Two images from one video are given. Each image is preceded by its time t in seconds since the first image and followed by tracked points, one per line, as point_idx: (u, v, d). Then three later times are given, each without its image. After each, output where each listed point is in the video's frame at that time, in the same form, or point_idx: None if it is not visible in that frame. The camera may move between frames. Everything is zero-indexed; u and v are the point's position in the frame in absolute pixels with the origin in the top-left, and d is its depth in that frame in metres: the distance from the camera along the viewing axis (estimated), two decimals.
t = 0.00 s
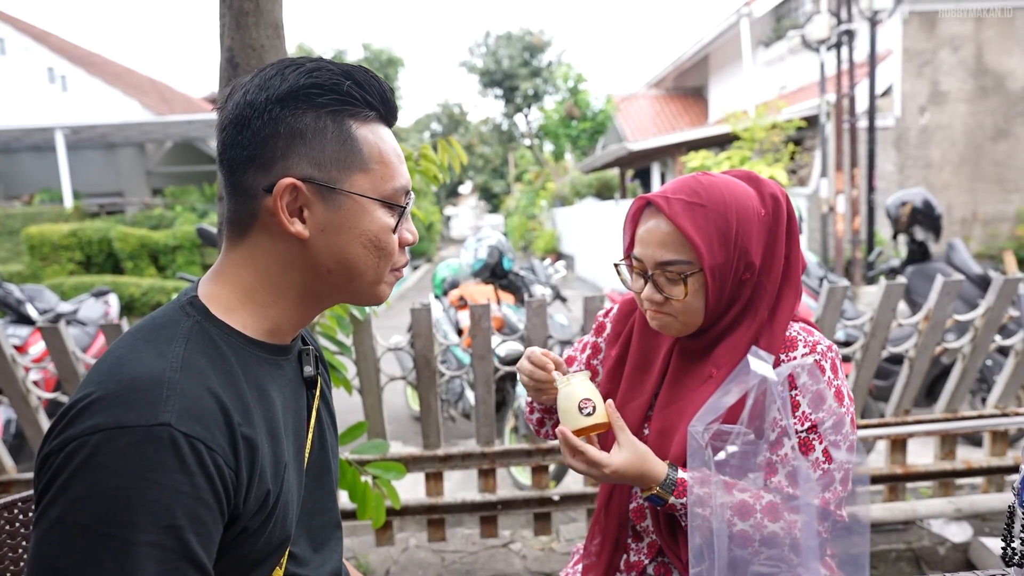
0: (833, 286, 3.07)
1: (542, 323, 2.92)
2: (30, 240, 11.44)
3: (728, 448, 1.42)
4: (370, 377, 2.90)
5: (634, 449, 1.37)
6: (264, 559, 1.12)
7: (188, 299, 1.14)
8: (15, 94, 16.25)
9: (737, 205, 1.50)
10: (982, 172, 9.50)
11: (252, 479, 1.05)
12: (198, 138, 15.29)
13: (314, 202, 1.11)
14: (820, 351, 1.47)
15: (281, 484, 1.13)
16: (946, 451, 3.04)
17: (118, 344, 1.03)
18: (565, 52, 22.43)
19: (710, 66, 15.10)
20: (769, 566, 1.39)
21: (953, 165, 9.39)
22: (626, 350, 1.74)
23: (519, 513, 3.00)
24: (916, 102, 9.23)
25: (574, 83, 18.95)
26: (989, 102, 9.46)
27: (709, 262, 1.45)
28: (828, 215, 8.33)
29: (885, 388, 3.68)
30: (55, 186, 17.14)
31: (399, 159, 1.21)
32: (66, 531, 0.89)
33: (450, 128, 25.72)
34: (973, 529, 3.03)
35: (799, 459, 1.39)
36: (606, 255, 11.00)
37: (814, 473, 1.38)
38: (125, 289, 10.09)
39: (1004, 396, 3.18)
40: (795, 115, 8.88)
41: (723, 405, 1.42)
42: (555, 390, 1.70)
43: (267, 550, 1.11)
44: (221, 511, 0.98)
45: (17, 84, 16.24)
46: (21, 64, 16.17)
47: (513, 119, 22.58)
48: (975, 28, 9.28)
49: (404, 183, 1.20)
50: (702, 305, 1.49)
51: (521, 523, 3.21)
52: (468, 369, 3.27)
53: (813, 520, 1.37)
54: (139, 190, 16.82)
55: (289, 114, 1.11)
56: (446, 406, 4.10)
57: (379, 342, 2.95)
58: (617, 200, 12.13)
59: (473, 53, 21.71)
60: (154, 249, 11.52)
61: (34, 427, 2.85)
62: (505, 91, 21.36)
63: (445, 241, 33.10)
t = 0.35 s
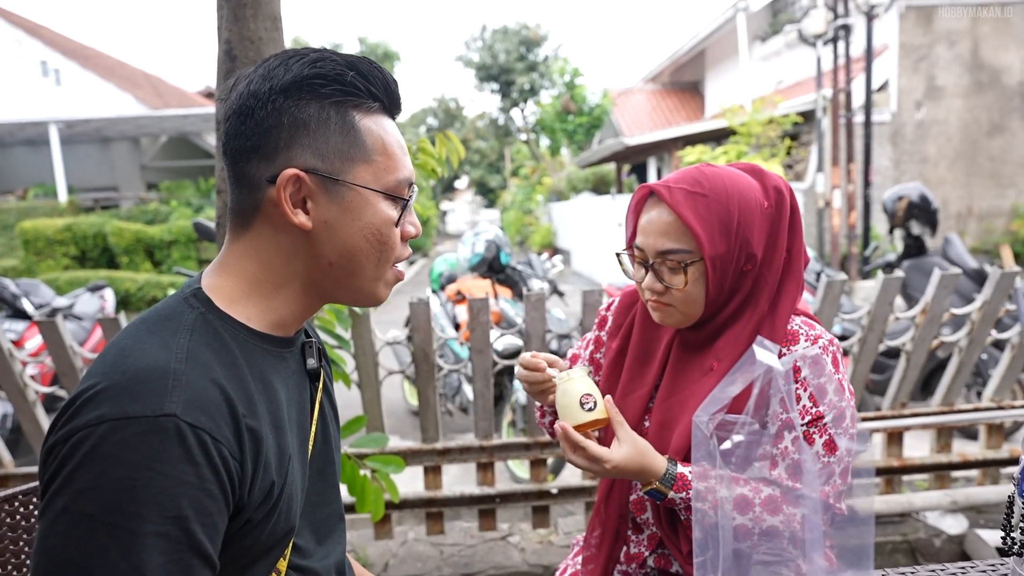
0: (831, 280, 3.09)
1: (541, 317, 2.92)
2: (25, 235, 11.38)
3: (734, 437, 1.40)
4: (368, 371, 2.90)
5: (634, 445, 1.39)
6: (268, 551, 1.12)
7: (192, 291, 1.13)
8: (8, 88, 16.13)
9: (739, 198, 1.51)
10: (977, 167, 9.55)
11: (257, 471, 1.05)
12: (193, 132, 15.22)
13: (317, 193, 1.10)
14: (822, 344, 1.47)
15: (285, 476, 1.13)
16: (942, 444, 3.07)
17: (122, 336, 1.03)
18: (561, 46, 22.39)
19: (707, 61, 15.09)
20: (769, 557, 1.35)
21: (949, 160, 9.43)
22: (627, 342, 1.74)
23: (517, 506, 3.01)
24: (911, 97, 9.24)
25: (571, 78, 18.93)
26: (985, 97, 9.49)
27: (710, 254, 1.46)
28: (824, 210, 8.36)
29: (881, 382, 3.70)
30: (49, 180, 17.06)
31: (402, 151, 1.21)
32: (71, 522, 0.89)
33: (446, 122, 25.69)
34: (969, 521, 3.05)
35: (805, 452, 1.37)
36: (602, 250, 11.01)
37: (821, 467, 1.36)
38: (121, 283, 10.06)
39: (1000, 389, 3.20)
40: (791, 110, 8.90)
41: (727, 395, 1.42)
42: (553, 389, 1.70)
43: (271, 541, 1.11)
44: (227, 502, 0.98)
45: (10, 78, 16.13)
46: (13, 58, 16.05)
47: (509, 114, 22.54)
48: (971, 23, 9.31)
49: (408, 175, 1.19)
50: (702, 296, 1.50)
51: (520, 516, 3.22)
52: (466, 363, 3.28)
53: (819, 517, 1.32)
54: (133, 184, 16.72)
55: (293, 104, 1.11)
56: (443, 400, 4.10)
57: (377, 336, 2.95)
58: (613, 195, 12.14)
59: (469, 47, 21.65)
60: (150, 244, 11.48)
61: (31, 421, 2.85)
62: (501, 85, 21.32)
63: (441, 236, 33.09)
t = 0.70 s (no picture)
0: (828, 269, 3.10)
1: (540, 307, 2.93)
2: (19, 227, 11.31)
3: (736, 420, 1.34)
4: (367, 361, 2.90)
5: (627, 434, 1.42)
6: (271, 537, 1.12)
7: (191, 279, 1.13)
8: None
9: (742, 181, 1.51)
10: (973, 156, 9.57)
11: (259, 457, 1.05)
12: (188, 124, 15.14)
13: (308, 174, 1.10)
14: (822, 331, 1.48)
15: (287, 462, 1.13)
16: (938, 431, 3.09)
17: (123, 323, 1.03)
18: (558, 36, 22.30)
19: (704, 50, 15.06)
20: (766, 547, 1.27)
21: (945, 149, 9.44)
22: (628, 328, 1.75)
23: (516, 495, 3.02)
24: (908, 86, 9.23)
25: (567, 68, 18.86)
26: (981, 86, 9.50)
27: (713, 237, 1.46)
28: (820, 200, 8.37)
29: (877, 370, 3.72)
30: (43, 172, 16.93)
31: (397, 132, 1.19)
32: (74, 508, 0.89)
33: (442, 113, 25.58)
34: (964, 507, 3.08)
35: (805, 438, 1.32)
36: (599, 241, 11.00)
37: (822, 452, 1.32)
38: (116, 276, 10.03)
39: (995, 376, 3.22)
40: (788, 99, 8.89)
41: (729, 379, 1.41)
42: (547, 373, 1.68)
43: (274, 528, 1.12)
44: (230, 488, 0.98)
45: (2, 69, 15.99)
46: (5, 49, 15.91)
47: (505, 105, 22.47)
48: (968, 12, 9.30)
49: (403, 153, 1.18)
50: (703, 279, 1.51)
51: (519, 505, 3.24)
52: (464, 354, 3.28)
53: (819, 504, 1.25)
54: (127, 176, 16.63)
55: (283, 85, 1.11)
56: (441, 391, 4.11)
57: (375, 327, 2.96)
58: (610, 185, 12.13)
59: (465, 37, 21.55)
60: (145, 236, 11.43)
61: (30, 414, 2.84)
62: (497, 76, 21.22)
63: (437, 228, 33.06)
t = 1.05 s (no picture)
0: (821, 257, 3.14)
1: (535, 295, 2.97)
2: (16, 218, 11.30)
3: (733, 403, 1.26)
4: (365, 349, 2.94)
5: (612, 411, 1.50)
6: (270, 520, 1.16)
7: (189, 266, 1.17)
8: None
9: (746, 167, 1.56)
10: (965, 146, 9.64)
11: (257, 441, 1.09)
12: (184, 114, 15.10)
13: (290, 153, 1.13)
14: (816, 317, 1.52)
15: (285, 446, 1.16)
16: (927, 416, 3.15)
17: (122, 310, 1.06)
18: (553, 26, 22.27)
19: (699, 40, 15.06)
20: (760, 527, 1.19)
21: (937, 139, 9.51)
22: (626, 310, 1.80)
23: (513, 480, 3.07)
24: (901, 76, 9.27)
25: (563, 58, 18.85)
26: (973, 76, 9.56)
27: (713, 218, 1.51)
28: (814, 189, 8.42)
29: (868, 357, 3.78)
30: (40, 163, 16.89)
31: (383, 111, 1.21)
32: (75, 491, 0.93)
33: (438, 104, 25.60)
34: (951, 491, 3.14)
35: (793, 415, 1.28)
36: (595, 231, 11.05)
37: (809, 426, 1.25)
38: (115, 266, 10.05)
39: (984, 362, 3.27)
40: (782, 89, 8.91)
41: (723, 362, 1.41)
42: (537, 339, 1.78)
43: (272, 511, 1.16)
44: (228, 471, 1.02)
45: None
46: None
47: (501, 95, 22.45)
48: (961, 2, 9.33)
49: (387, 133, 1.19)
50: (702, 259, 1.55)
51: (515, 490, 3.31)
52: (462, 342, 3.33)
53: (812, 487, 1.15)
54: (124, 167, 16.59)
55: (266, 69, 1.14)
56: (439, 378, 4.16)
57: (373, 315, 3.00)
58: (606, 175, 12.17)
59: (461, 27, 21.48)
60: (143, 227, 11.43)
61: (32, 401, 2.88)
62: (493, 66, 21.18)
63: (434, 218, 33.08)
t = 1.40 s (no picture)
0: (820, 251, 3.11)
1: (533, 289, 2.94)
2: (9, 214, 11.19)
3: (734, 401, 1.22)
4: (362, 345, 2.91)
5: (603, 396, 1.47)
6: (266, 519, 1.13)
7: (180, 262, 1.14)
8: None
9: (757, 158, 1.54)
10: (962, 139, 9.63)
11: (251, 439, 1.06)
12: (178, 108, 14.97)
13: (274, 143, 1.10)
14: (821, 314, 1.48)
15: (281, 444, 1.13)
16: (926, 410, 3.14)
17: (112, 307, 1.03)
18: (550, 18, 22.15)
19: (696, 33, 15.00)
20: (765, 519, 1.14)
21: (935, 132, 9.50)
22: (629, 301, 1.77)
23: (511, 477, 3.05)
24: (899, 68, 9.24)
25: (559, 51, 18.78)
26: (971, 69, 9.56)
27: (722, 205, 1.49)
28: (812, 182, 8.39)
29: (867, 352, 3.77)
30: (32, 159, 16.75)
31: (371, 100, 1.19)
32: (67, 493, 0.90)
33: (434, 98, 25.50)
34: (951, 485, 3.13)
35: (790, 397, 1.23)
36: (592, 225, 11.02)
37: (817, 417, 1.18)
38: (109, 262, 9.98)
39: (984, 356, 3.25)
40: (780, 82, 8.86)
41: (727, 359, 1.36)
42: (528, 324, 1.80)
43: (268, 511, 1.13)
44: (222, 470, 0.99)
45: None
46: None
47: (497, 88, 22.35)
48: None
49: (374, 123, 1.17)
50: (710, 249, 1.52)
51: (513, 487, 3.29)
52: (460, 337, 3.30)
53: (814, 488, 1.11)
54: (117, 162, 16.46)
55: (250, 57, 1.11)
56: (436, 374, 4.13)
57: (370, 311, 2.97)
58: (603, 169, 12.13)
59: (457, 20, 21.35)
60: (137, 222, 11.35)
61: (24, 400, 2.84)
62: (489, 60, 21.06)
63: (431, 212, 32.99)
